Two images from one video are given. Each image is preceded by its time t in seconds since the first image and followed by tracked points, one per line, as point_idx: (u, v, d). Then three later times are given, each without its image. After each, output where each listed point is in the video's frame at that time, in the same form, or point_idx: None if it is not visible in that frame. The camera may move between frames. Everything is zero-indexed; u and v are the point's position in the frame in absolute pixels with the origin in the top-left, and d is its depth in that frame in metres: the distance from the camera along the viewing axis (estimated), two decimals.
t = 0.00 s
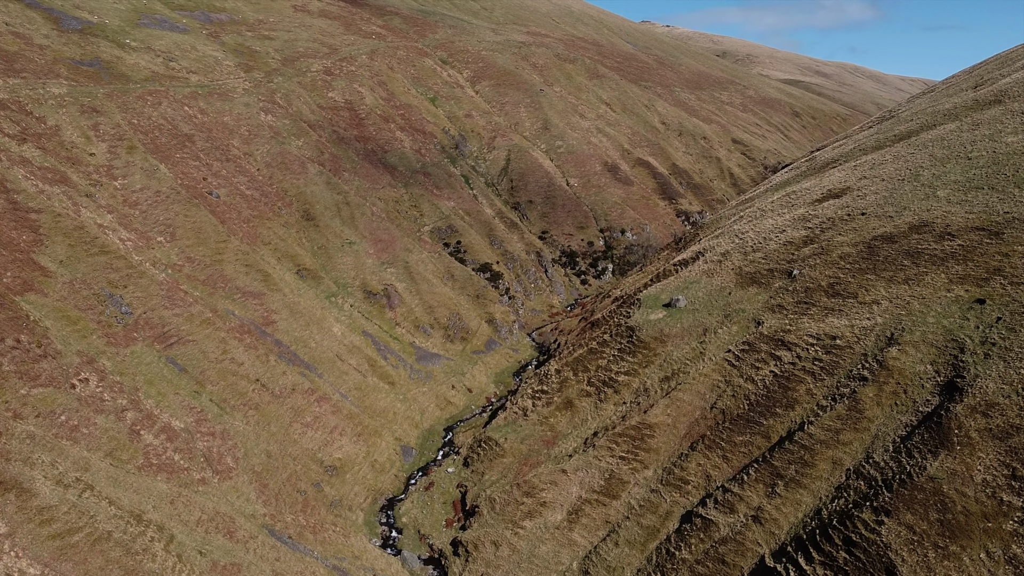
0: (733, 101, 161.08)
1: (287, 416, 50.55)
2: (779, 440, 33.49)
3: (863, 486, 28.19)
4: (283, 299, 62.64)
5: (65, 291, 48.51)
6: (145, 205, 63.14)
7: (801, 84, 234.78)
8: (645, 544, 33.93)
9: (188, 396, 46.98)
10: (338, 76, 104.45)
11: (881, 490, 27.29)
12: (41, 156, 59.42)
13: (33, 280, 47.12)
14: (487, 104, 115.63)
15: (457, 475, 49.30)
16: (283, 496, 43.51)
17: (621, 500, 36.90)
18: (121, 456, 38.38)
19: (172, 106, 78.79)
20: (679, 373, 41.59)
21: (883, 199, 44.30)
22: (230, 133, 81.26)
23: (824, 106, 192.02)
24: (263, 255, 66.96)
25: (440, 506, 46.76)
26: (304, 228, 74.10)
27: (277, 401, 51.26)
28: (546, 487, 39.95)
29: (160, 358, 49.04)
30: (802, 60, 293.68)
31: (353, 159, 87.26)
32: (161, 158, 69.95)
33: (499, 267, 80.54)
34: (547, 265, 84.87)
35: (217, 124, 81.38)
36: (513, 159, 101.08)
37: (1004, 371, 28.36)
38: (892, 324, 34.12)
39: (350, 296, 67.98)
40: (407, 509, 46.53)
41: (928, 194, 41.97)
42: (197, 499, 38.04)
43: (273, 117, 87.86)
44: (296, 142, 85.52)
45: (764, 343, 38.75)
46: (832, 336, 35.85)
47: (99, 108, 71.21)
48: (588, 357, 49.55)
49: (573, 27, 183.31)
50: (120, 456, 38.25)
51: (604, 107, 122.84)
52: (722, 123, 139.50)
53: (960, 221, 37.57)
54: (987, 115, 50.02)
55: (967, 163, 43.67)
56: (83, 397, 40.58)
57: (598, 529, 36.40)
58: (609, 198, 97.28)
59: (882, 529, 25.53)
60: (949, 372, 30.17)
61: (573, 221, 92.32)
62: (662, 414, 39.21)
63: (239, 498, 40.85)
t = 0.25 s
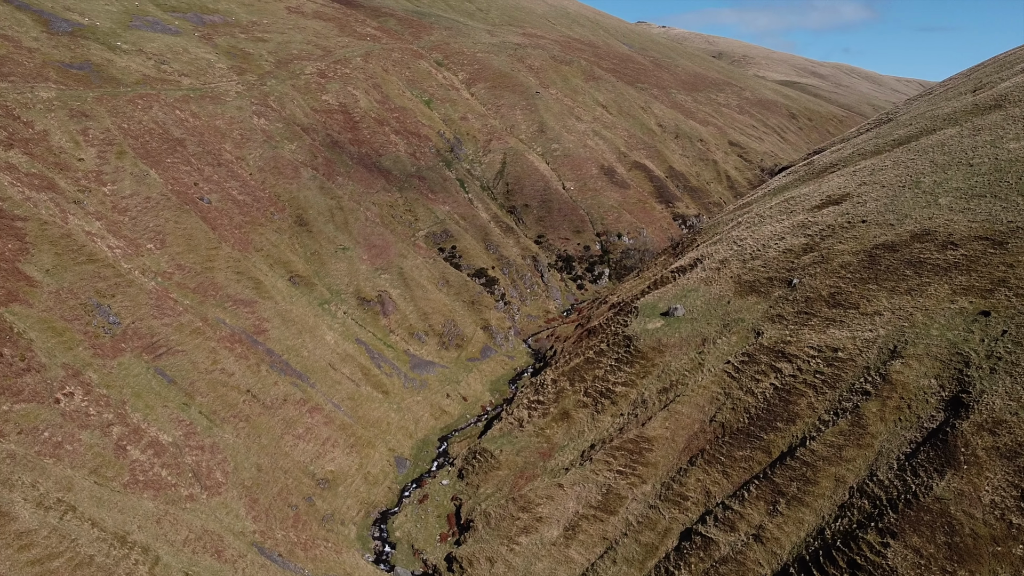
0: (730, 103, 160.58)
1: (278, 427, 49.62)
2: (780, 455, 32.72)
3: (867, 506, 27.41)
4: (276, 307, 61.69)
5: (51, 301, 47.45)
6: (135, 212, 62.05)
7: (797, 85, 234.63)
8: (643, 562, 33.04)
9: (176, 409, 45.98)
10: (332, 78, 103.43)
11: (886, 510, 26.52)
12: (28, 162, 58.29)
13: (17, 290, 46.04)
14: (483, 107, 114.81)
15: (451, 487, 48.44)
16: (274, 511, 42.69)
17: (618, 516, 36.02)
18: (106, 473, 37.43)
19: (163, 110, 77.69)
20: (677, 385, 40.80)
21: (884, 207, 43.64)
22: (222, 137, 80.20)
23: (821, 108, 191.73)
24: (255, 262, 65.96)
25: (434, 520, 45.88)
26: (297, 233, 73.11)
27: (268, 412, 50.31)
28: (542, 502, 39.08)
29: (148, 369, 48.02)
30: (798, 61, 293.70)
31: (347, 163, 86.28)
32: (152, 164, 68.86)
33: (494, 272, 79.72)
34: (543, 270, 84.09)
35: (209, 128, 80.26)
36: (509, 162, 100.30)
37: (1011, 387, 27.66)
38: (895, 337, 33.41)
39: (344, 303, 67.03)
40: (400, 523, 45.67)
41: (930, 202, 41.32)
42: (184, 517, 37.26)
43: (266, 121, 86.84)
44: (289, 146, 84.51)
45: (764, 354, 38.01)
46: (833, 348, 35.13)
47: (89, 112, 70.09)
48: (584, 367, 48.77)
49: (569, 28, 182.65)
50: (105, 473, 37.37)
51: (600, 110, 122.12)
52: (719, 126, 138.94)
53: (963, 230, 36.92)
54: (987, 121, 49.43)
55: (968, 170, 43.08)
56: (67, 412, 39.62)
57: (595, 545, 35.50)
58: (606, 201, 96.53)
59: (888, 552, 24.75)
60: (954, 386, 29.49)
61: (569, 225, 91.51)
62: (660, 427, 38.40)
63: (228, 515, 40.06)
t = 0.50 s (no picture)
0: (727, 104, 160.14)
1: (271, 438, 48.82)
2: (781, 469, 32.08)
3: (871, 523, 26.80)
4: (269, 314, 60.89)
5: (39, 310, 46.59)
6: (126, 217, 61.17)
7: (794, 87, 234.51)
8: None
9: (166, 420, 45.17)
10: (327, 80, 102.59)
11: (890, 528, 25.91)
12: (17, 167, 57.43)
13: (4, 299, 45.19)
14: (479, 109, 114.12)
15: (447, 498, 47.77)
16: (265, 525, 42.11)
17: (616, 530, 35.32)
18: (93, 489, 37.00)
19: (156, 113, 76.80)
20: (676, 395, 40.17)
21: (885, 213, 43.07)
22: (215, 140, 79.31)
23: (817, 109, 191.48)
24: (249, 268, 65.14)
25: (429, 532, 45.22)
26: (291, 238, 72.30)
27: (260, 422, 49.51)
28: (539, 515, 38.26)
29: (138, 379, 47.17)
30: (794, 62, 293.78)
31: (342, 167, 85.48)
32: (143, 168, 67.97)
33: (490, 277, 79.05)
34: (539, 274, 83.46)
35: (202, 131, 79.37)
36: (505, 165, 99.66)
37: (1017, 401, 27.10)
38: (898, 348, 32.81)
39: (338, 309, 66.26)
40: (395, 535, 45.01)
41: (931, 209, 40.76)
42: (173, 534, 37.35)
43: (260, 124, 85.97)
44: (283, 150, 83.68)
45: (764, 364, 37.39)
46: (835, 359, 34.51)
47: (79, 116, 69.19)
48: (581, 375, 48.11)
49: (566, 30, 182.08)
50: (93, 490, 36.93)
51: (597, 112, 121.54)
52: (716, 127, 138.44)
53: (966, 238, 36.37)
54: (987, 125, 48.95)
55: (969, 176, 42.57)
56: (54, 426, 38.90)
57: (592, 561, 34.79)
58: (603, 205, 95.95)
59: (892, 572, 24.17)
60: (958, 400, 28.90)
61: (566, 229, 90.86)
62: (659, 439, 37.74)
63: (218, 529, 39.72)
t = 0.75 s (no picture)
0: (723, 106, 159.69)
1: (262, 451, 47.88)
2: (783, 486, 31.31)
3: (876, 545, 26.08)
4: (261, 322, 59.97)
5: (24, 321, 45.55)
6: (115, 224, 60.13)
7: (789, 88, 234.38)
8: None
9: (155, 434, 44.20)
10: (321, 83, 101.63)
11: (896, 551, 25.16)
12: (4, 174, 56.36)
13: None
14: (475, 112, 113.34)
15: (442, 511, 46.94)
16: (256, 542, 41.39)
17: (614, 548, 34.43)
18: (77, 509, 36.31)
19: (147, 117, 75.74)
20: (675, 408, 39.40)
21: (885, 221, 42.39)
22: (207, 145, 78.28)
23: (814, 110, 191.27)
24: (241, 275, 64.19)
25: (424, 547, 44.38)
26: (284, 244, 71.37)
27: (251, 435, 48.56)
28: (535, 532, 37.20)
29: (126, 392, 46.16)
30: (790, 63, 293.91)
31: (336, 171, 84.54)
32: (134, 174, 66.92)
33: (486, 282, 78.25)
34: (535, 280, 82.71)
35: (194, 136, 78.34)
36: (501, 169, 98.90)
37: None
38: (902, 362, 32.09)
39: (332, 317, 65.36)
40: (388, 550, 44.21)
41: (933, 217, 40.08)
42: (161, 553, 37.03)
43: (252, 128, 84.97)
44: (276, 154, 82.70)
45: (764, 377, 36.66)
46: (837, 372, 33.77)
47: (69, 121, 68.10)
48: (578, 385, 47.32)
49: (562, 31, 181.39)
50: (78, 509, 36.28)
51: (593, 114, 120.84)
52: (712, 130, 137.93)
53: (969, 248, 35.73)
54: (988, 132, 48.32)
55: (971, 184, 41.98)
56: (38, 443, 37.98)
57: None
58: (599, 208, 95.30)
59: None
60: (964, 417, 28.22)
61: (562, 233, 90.13)
62: (657, 453, 36.95)
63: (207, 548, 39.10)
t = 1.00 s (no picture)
0: (720, 108, 159.30)
1: (252, 465, 46.89)
2: (785, 504, 30.54)
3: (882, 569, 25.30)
4: (253, 332, 59.03)
5: (9, 333, 44.51)
6: (104, 232, 59.10)
7: (785, 90, 234.36)
8: None
9: (142, 449, 43.22)
10: (315, 87, 100.67)
11: None
12: None
13: None
14: (470, 116, 112.57)
15: (436, 525, 46.13)
16: (245, 559, 40.60)
17: (612, 566, 33.39)
18: (61, 529, 35.65)
19: (138, 122, 74.71)
20: (674, 422, 38.62)
21: (886, 230, 41.76)
22: (199, 150, 77.28)
23: (810, 112, 191.17)
24: (233, 283, 63.24)
25: (418, 563, 43.57)
26: (276, 251, 70.41)
27: (242, 448, 47.58)
28: (531, 549, 36.12)
29: (114, 406, 45.14)
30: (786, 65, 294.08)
31: (330, 176, 83.62)
32: (124, 180, 65.90)
33: (482, 288, 77.45)
34: (531, 285, 81.96)
35: (186, 141, 77.30)
36: (496, 173, 98.15)
37: None
38: (905, 376, 31.43)
39: (325, 325, 64.45)
40: (382, 566, 43.39)
41: (935, 226, 39.48)
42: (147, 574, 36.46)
43: (245, 133, 83.96)
44: (269, 159, 81.74)
45: (765, 391, 35.96)
46: (839, 387, 33.10)
47: (58, 126, 67.04)
48: (575, 397, 46.55)
49: (558, 33, 180.76)
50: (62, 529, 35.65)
51: (589, 117, 120.19)
52: (709, 132, 137.48)
53: (972, 258, 35.11)
54: (989, 138, 47.76)
55: (973, 192, 41.42)
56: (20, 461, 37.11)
57: None
58: (596, 213, 94.64)
59: None
60: (970, 434, 27.53)
61: (559, 238, 89.39)
62: (656, 468, 36.14)
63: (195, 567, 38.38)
